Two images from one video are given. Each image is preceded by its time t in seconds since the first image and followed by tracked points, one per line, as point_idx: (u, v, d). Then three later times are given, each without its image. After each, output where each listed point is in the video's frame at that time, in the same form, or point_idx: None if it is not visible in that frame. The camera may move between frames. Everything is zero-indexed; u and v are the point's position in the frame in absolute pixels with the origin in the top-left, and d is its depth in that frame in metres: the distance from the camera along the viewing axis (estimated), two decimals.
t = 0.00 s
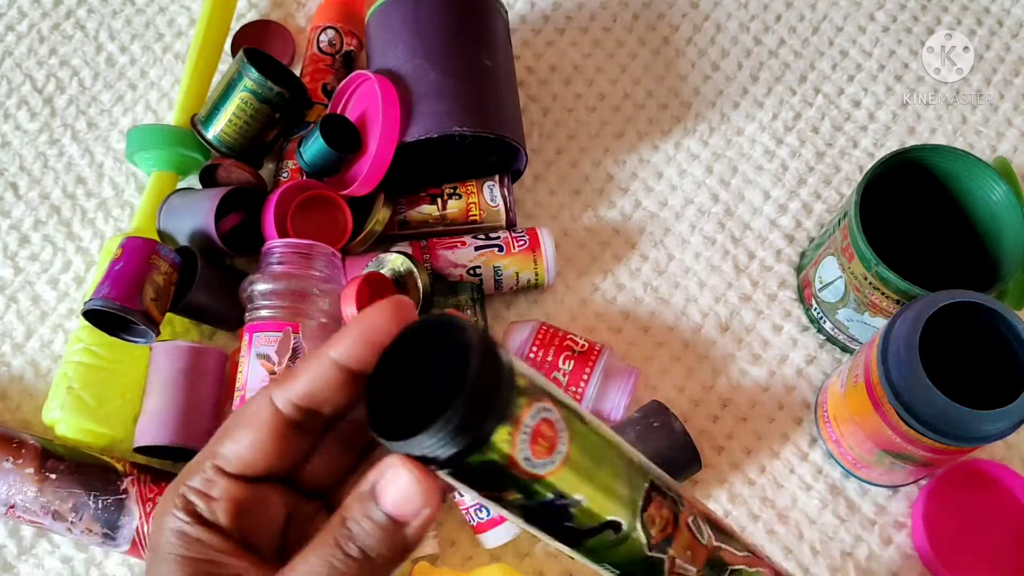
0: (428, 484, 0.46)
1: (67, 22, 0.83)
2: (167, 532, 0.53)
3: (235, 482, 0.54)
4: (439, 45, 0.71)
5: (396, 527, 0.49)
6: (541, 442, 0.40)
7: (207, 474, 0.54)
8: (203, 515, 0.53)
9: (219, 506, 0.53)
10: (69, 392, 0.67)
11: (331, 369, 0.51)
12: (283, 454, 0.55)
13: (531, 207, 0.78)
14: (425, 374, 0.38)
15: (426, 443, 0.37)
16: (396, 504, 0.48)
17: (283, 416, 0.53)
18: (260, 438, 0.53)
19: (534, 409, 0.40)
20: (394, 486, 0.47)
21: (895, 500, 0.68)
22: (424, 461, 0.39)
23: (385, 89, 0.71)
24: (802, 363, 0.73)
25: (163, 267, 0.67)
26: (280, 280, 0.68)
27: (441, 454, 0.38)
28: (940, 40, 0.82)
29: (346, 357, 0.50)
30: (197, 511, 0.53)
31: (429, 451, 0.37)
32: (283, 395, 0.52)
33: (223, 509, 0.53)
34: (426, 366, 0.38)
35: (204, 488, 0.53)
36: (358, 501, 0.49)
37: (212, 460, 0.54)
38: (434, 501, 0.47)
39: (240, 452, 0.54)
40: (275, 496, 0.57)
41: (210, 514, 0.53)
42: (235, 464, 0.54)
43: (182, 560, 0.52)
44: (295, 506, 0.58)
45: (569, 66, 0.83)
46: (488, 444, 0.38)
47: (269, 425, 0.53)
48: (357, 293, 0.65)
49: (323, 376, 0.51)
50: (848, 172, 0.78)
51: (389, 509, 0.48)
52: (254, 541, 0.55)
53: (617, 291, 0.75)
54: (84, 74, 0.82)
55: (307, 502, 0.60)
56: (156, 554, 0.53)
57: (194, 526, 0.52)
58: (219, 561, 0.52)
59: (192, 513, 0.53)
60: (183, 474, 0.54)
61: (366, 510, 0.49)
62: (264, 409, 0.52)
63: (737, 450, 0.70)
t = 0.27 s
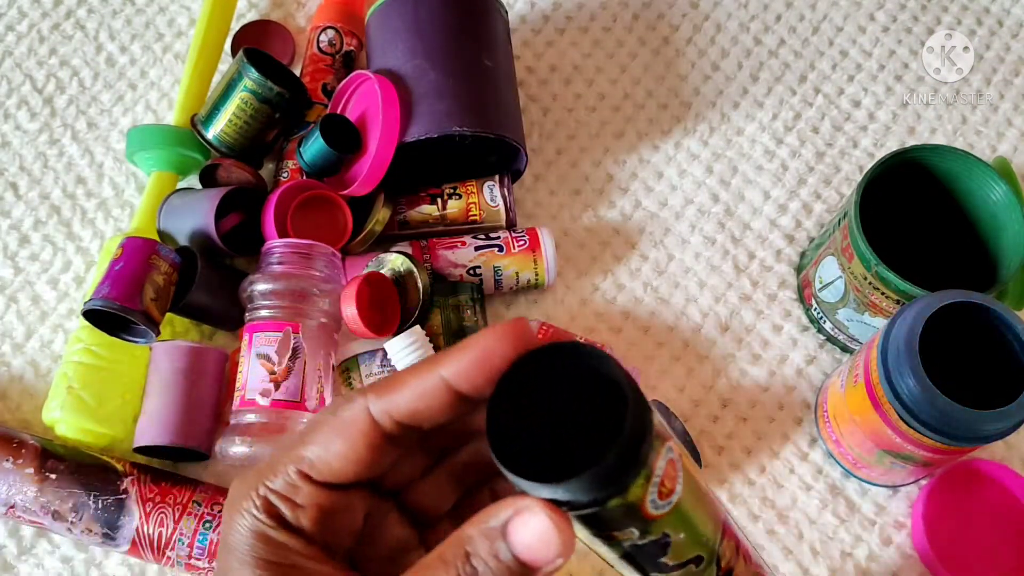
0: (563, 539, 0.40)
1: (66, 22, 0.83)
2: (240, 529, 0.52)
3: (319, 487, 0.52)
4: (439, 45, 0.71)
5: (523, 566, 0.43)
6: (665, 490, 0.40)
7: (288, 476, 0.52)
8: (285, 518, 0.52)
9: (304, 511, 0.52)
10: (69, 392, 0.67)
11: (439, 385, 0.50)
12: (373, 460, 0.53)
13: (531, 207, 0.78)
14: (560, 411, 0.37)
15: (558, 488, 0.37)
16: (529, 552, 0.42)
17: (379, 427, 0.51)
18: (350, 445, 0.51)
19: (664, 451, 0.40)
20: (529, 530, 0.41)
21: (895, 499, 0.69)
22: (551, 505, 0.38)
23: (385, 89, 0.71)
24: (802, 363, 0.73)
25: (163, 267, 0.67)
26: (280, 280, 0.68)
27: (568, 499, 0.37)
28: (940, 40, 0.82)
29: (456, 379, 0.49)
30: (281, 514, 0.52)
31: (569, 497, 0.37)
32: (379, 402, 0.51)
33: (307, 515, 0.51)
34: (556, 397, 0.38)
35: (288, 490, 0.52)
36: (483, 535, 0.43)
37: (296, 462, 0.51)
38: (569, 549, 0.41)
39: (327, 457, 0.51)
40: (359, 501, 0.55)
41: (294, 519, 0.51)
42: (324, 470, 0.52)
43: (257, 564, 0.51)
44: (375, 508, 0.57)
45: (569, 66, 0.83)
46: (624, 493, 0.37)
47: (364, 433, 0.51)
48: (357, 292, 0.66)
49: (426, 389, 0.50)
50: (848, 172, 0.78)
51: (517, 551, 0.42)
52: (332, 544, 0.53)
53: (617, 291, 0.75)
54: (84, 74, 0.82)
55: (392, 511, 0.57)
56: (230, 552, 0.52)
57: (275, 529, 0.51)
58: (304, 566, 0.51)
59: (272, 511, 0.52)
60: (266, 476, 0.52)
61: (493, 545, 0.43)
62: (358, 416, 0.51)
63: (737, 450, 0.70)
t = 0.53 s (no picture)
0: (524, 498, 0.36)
1: (67, 22, 0.83)
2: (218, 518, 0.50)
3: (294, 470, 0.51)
4: (439, 45, 0.71)
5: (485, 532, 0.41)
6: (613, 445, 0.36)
7: (263, 459, 0.50)
8: (264, 505, 0.50)
9: (281, 495, 0.50)
10: (69, 392, 0.67)
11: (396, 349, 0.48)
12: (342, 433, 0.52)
13: (531, 207, 0.78)
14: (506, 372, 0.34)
15: (496, 434, 0.33)
16: (490, 515, 0.39)
17: (344, 397, 0.50)
18: (318, 421, 0.50)
19: (604, 395, 0.35)
20: (487, 491, 0.37)
21: (895, 500, 0.68)
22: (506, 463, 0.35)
23: (385, 89, 0.71)
24: (802, 363, 0.73)
25: (163, 267, 0.67)
26: (280, 280, 0.68)
27: (507, 449, 0.34)
28: (940, 40, 0.82)
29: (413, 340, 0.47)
30: (259, 500, 0.50)
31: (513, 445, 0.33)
32: (342, 373, 0.50)
33: (284, 497, 0.50)
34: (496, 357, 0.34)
35: (263, 477, 0.50)
36: (443, 501, 0.40)
37: (270, 444, 0.50)
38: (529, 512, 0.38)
39: (297, 433, 0.50)
40: (331, 482, 0.54)
41: (273, 505, 0.50)
42: (297, 449, 0.51)
43: (235, 552, 0.49)
44: (350, 491, 0.56)
45: (569, 66, 0.83)
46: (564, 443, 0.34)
47: (329, 406, 0.50)
48: (358, 293, 0.65)
49: (388, 354, 0.49)
50: (848, 172, 0.78)
51: (475, 514, 0.39)
52: (311, 529, 0.52)
53: (617, 291, 0.75)
54: (84, 74, 0.82)
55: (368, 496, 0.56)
56: (209, 545, 0.50)
57: (253, 516, 0.49)
58: (282, 555, 0.49)
59: (248, 501, 0.50)
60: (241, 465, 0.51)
61: (453, 510, 0.40)
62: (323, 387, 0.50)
63: (737, 450, 0.70)
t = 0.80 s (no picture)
0: (377, 411, 0.46)
1: (67, 22, 0.83)
2: (176, 506, 0.51)
3: (232, 448, 0.52)
4: (439, 45, 0.71)
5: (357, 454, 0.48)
6: (450, 369, 0.45)
7: (204, 446, 0.52)
8: (209, 488, 0.51)
9: (221, 474, 0.51)
10: (69, 392, 0.67)
11: (266, 306, 0.52)
12: (263, 408, 0.54)
13: (531, 207, 0.78)
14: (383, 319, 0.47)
15: (335, 341, 0.43)
16: (351, 432, 0.47)
17: (242, 367, 0.53)
18: (234, 397, 0.52)
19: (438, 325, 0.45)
20: (344, 412, 0.47)
21: (895, 500, 0.69)
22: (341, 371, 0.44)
23: (385, 89, 0.71)
24: (802, 363, 0.73)
25: (163, 267, 0.67)
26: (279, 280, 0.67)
27: (341, 358, 0.44)
28: (940, 40, 0.82)
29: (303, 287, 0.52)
30: (203, 485, 0.51)
31: (342, 363, 0.44)
32: (233, 343, 0.53)
33: (225, 476, 0.51)
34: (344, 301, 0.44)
35: (203, 463, 0.51)
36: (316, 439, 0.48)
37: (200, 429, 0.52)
38: (382, 422, 0.46)
39: (217, 413, 0.52)
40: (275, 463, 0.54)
41: (214, 484, 0.51)
42: (221, 428, 0.52)
43: (187, 530, 0.50)
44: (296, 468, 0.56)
45: (569, 66, 0.83)
46: (392, 355, 0.44)
47: (238, 381, 0.52)
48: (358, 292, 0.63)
49: (261, 313, 0.52)
50: (848, 172, 0.78)
51: (340, 435, 0.47)
52: (255, 502, 0.52)
53: (617, 291, 0.75)
54: (84, 74, 0.82)
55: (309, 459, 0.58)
56: (168, 529, 0.51)
57: (199, 499, 0.50)
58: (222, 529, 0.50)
59: (195, 488, 0.51)
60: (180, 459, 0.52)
61: (325, 441, 0.47)
62: (221, 364, 0.53)
63: (737, 450, 0.70)
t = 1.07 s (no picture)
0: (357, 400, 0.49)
1: (67, 22, 0.83)
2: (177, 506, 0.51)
3: (229, 450, 0.52)
4: (439, 45, 0.71)
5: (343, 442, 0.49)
6: (379, 403, 0.47)
7: (201, 450, 0.52)
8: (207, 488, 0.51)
9: (221, 476, 0.51)
10: (69, 392, 0.67)
11: (272, 329, 0.51)
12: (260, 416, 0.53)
13: (531, 207, 0.78)
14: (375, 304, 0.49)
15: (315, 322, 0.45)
16: (336, 420, 0.48)
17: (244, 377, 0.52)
18: (233, 405, 0.52)
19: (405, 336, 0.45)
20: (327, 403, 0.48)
21: (895, 500, 0.68)
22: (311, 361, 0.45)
23: (385, 89, 0.71)
24: (802, 363, 0.73)
25: (163, 267, 0.67)
26: (279, 279, 0.67)
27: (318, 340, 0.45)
28: (940, 40, 0.82)
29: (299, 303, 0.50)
30: (201, 484, 0.51)
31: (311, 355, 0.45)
32: (237, 356, 0.52)
33: (224, 476, 0.51)
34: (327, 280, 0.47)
35: (203, 464, 0.52)
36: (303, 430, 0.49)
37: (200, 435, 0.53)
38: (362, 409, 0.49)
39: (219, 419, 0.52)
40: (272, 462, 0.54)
41: (211, 482, 0.51)
42: (221, 433, 0.52)
43: (188, 526, 0.50)
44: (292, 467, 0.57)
45: (569, 66, 0.83)
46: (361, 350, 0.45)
47: (236, 392, 0.52)
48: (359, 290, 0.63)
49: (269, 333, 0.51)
50: (848, 172, 0.78)
51: (325, 425, 0.48)
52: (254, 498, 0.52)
53: (617, 291, 0.75)
54: (84, 74, 0.82)
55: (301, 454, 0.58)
56: (169, 529, 0.51)
57: (200, 497, 0.51)
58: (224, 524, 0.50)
59: (195, 485, 0.51)
60: (182, 460, 0.53)
61: (311, 431, 0.49)
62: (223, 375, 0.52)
63: (736, 450, 0.70)
